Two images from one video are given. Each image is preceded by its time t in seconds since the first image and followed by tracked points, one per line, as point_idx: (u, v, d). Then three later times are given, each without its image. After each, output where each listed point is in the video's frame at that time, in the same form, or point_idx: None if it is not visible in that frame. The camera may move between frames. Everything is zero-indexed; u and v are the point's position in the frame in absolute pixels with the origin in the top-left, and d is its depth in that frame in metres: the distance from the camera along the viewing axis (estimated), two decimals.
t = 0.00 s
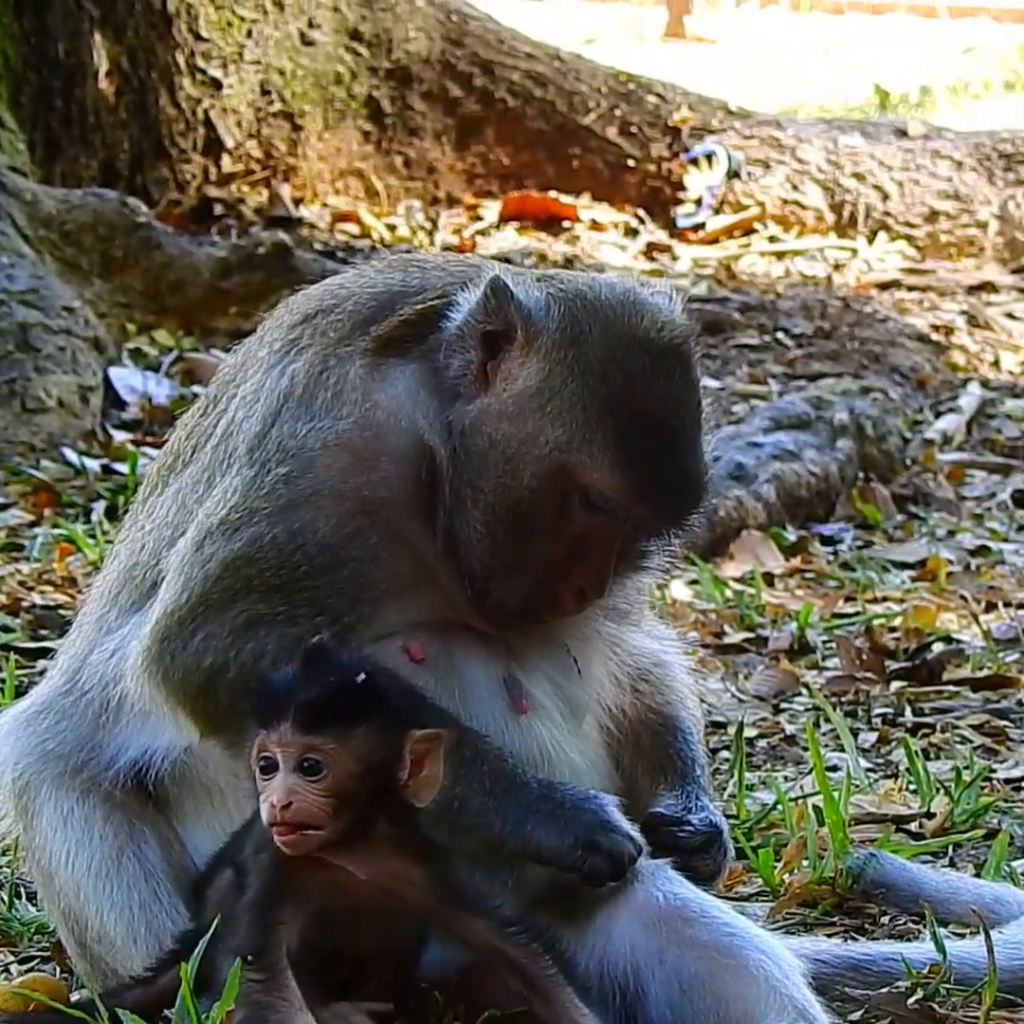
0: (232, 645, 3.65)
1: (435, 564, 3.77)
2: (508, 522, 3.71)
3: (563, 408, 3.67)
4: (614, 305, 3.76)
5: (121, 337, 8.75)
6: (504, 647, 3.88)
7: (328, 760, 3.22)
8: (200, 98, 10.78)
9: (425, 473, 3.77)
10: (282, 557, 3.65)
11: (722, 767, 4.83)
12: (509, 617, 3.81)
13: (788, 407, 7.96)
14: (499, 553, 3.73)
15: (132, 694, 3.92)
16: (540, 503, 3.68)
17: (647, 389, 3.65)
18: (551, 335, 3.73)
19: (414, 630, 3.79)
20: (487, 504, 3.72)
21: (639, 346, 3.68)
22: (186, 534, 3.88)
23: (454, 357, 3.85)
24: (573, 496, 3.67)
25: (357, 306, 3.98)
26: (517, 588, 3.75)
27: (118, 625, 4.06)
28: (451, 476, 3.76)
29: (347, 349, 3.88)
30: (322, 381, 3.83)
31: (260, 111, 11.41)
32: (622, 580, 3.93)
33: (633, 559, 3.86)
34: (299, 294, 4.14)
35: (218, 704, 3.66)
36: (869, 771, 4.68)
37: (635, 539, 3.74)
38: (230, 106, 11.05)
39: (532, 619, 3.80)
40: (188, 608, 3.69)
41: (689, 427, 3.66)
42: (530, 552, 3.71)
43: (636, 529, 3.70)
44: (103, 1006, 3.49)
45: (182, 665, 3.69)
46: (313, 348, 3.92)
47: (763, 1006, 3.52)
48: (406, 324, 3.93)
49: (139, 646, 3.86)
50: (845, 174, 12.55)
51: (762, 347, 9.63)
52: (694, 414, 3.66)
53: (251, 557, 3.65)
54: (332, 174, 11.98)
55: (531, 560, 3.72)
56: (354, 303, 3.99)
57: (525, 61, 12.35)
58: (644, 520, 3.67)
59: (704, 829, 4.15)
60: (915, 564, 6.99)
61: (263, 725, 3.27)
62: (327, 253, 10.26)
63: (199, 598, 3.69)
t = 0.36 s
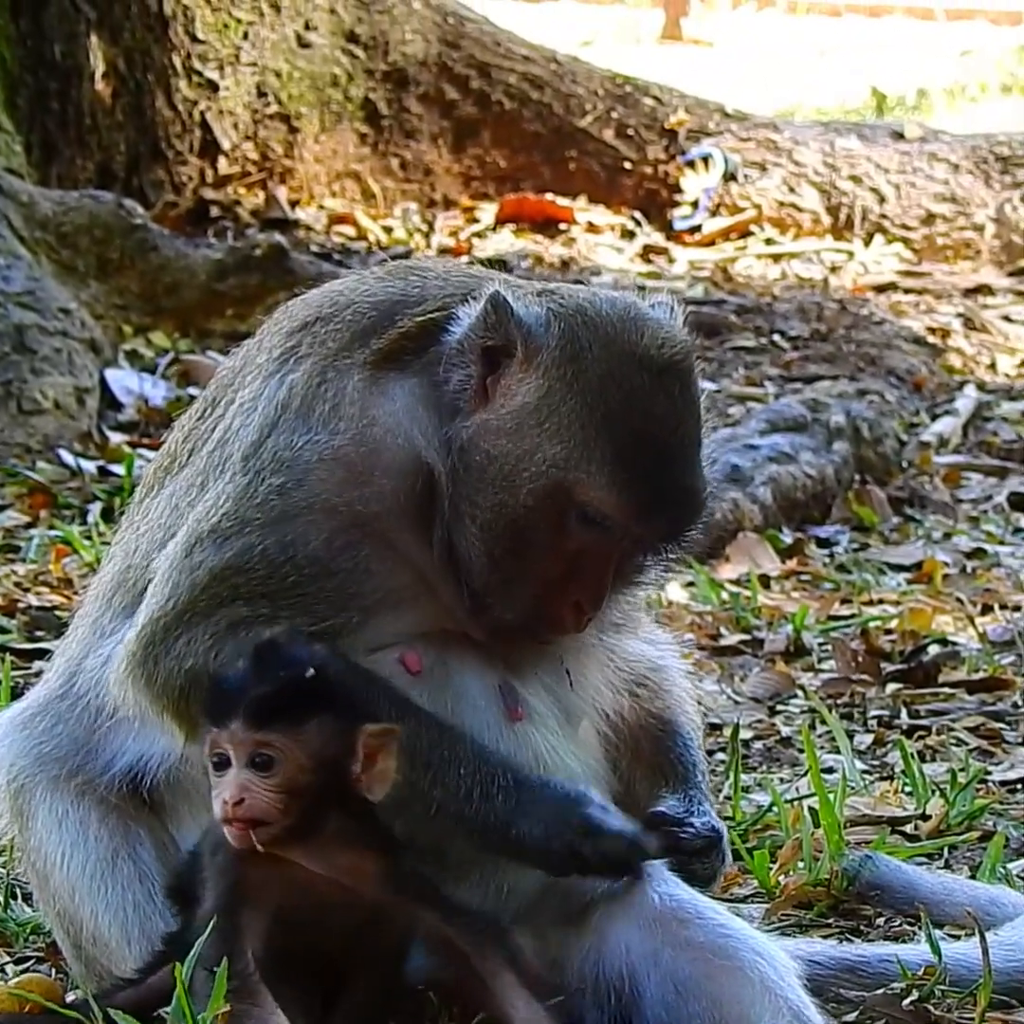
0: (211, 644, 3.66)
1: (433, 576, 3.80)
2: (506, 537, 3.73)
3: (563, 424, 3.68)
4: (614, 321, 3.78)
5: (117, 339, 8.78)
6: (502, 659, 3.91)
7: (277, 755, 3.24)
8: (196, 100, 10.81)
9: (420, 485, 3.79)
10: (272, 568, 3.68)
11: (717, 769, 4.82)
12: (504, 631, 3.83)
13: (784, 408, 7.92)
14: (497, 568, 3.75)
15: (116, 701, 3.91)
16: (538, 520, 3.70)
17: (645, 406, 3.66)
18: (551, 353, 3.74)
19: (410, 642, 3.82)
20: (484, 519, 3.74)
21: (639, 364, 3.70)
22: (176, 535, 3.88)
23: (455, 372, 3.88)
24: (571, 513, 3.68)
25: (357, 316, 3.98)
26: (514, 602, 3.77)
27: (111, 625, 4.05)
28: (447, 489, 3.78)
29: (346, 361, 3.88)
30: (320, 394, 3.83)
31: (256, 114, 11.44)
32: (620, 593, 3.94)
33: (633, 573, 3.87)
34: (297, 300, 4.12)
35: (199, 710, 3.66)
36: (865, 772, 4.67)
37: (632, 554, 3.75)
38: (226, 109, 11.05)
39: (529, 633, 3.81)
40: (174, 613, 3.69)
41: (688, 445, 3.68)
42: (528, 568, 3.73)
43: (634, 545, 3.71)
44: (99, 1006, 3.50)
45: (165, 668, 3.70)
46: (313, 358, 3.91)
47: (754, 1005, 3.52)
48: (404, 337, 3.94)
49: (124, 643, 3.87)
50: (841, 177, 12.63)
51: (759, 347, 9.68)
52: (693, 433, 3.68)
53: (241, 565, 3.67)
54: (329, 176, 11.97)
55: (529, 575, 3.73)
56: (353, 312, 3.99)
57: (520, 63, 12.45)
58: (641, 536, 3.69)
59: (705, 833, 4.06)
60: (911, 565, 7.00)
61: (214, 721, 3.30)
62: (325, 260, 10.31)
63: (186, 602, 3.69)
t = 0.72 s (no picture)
0: (184, 583, 3.67)
1: (429, 537, 3.82)
2: (510, 497, 3.75)
3: (564, 383, 3.70)
4: (610, 277, 3.80)
5: (113, 293, 8.77)
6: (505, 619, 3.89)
7: (281, 714, 3.15)
8: (193, 55, 10.81)
9: (414, 446, 3.82)
10: (253, 518, 3.70)
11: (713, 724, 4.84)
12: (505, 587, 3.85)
13: (780, 364, 8.07)
14: (503, 529, 3.77)
15: (109, 643, 3.91)
16: (543, 480, 3.72)
17: (646, 361, 3.70)
18: (550, 311, 3.76)
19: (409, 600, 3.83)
20: (486, 480, 3.76)
21: (637, 318, 3.72)
22: (160, 476, 3.89)
23: (454, 333, 3.85)
24: (577, 471, 3.70)
25: (356, 270, 3.96)
26: (517, 560, 3.79)
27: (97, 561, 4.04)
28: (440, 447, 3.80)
29: (341, 317, 3.88)
30: (315, 351, 3.84)
31: (253, 69, 11.48)
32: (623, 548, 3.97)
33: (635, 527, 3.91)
34: (294, 257, 4.12)
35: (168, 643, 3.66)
36: (861, 727, 4.70)
37: (637, 510, 3.79)
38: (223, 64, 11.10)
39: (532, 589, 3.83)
40: (150, 553, 3.72)
41: (690, 397, 3.73)
42: (535, 529, 3.75)
43: (638, 501, 3.76)
44: (96, 958, 3.51)
45: (137, 606, 3.71)
46: (309, 313, 3.91)
47: (755, 964, 3.52)
48: (402, 294, 3.91)
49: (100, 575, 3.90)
50: (839, 134, 12.92)
51: (755, 304, 9.79)
52: (694, 386, 3.73)
53: (224, 513, 3.69)
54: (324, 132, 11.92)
55: (536, 536, 3.75)
56: (350, 269, 3.96)
57: (518, 20, 12.59)
58: (645, 489, 3.74)
59: (711, 792, 4.19)
60: (907, 523, 7.06)
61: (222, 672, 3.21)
62: (320, 212, 10.32)
63: (164, 541, 3.71)
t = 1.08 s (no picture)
0: (185, 561, 3.70)
1: (423, 514, 3.81)
2: (503, 475, 3.74)
3: (559, 360, 3.69)
4: (606, 255, 3.78)
5: (111, 273, 8.80)
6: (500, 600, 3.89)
7: (334, 697, 3.20)
8: (191, 34, 10.80)
9: (410, 426, 3.79)
10: (252, 498, 3.70)
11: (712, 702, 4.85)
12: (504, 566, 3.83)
13: (780, 345, 8.26)
14: (496, 505, 3.75)
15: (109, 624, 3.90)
16: (537, 458, 3.70)
17: (642, 339, 3.67)
18: (545, 288, 3.74)
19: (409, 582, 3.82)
20: (479, 458, 3.74)
21: (632, 296, 3.69)
22: (158, 455, 3.89)
23: (449, 308, 3.86)
24: (572, 448, 3.67)
25: (354, 251, 3.96)
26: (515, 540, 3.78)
27: (95, 543, 4.03)
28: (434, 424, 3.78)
29: (340, 295, 3.88)
30: (312, 328, 3.83)
31: (251, 48, 11.52)
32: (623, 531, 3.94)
33: (637, 507, 3.88)
34: (296, 233, 4.12)
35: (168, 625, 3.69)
36: (860, 705, 4.70)
37: (637, 488, 3.75)
38: (221, 43, 11.11)
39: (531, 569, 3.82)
40: (149, 533, 3.74)
41: (688, 374, 3.68)
42: (529, 507, 3.73)
43: (636, 480, 3.71)
44: (94, 936, 3.51)
45: (137, 588, 3.73)
46: (308, 290, 3.91)
47: (754, 941, 3.53)
48: (401, 272, 3.92)
49: (101, 556, 3.90)
50: (838, 113, 13.01)
51: (754, 284, 9.87)
52: (692, 363, 3.68)
53: (223, 494, 3.70)
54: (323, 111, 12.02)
55: (533, 513, 3.73)
56: (350, 246, 3.97)
57: None
58: (642, 466, 3.69)
59: (711, 772, 4.18)
60: (906, 502, 7.11)
61: (274, 653, 3.24)
62: (317, 192, 10.31)
63: (163, 522, 3.73)
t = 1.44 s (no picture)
0: (185, 542, 3.68)
1: (423, 497, 3.77)
2: (491, 464, 3.72)
3: (549, 354, 3.67)
4: (609, 252, 3.75)
5: (108, 255, 8.94)
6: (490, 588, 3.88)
7: (208, 685, 3.23)
8: (187, 16, 10.79)
9: (410, 409, 3.76)
10: (253, 480, 3.69)
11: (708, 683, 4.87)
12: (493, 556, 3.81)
13: (775, 324, 8.39)
14: (479, 494, 3.74)
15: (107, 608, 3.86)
16: (521, 450, 3.69)
17: (637, 339, 3.64)
18: (542, 281, 3.74)
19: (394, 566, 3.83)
20: (467, 446, 3.73)
21: (630, 296, 3.66)
22: (159, 437, 3.88)
23: (448, 291, 3.84)
24: (554, 444, 3.67)
25: (356, 232, 3.92)
26: (504, 531, 3.77)
27: (93, 525, 4.01)
28: (428, 406, 3.76)
29: (341, 278, 3.85)
30: (314, 311, 3.81)
31: (246, 31, 11.71)
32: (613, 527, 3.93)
33: (627, 506, 3.86)
34: (299, 211, 4.10)
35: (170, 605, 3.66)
36: (856, 685, 4.72)
37: (621, 488, 3.73)
38: (217, 25, 11.16)
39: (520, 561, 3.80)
40: (151, 516, 3.71)
41: (680, 378, 3.65)
42: (515, 499, 3.72)
43: (619, 481, 3.69)
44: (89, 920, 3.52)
45: (138, 570, 3.71)
46: (310, 272, 3.88)
47: (749, 921, 3.52)
48: (403, 255, 3.89)
49: (101, 541, 3.87)
50: (834, 94, 13.67)
51: (751, 265, 9.94)
52: (685, 367, 3.65)
53: (226, 477, 3.69)
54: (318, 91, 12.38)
55: (516, 507, 3.72)
56: (352, 228, 3.93)
57: None
58: (627, 469, 3.67)
59: (706, 755, 4.19)
60: (902, 482, 7.17)
61: (143, 649, 3.29)
62: (313, 171, 10.36)
63: (165, 506, 3.71)
